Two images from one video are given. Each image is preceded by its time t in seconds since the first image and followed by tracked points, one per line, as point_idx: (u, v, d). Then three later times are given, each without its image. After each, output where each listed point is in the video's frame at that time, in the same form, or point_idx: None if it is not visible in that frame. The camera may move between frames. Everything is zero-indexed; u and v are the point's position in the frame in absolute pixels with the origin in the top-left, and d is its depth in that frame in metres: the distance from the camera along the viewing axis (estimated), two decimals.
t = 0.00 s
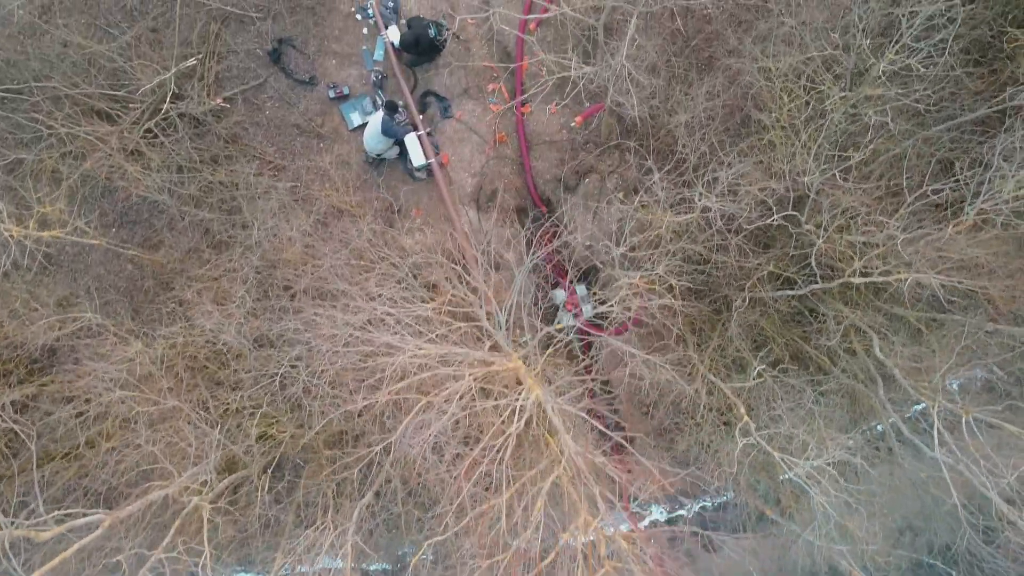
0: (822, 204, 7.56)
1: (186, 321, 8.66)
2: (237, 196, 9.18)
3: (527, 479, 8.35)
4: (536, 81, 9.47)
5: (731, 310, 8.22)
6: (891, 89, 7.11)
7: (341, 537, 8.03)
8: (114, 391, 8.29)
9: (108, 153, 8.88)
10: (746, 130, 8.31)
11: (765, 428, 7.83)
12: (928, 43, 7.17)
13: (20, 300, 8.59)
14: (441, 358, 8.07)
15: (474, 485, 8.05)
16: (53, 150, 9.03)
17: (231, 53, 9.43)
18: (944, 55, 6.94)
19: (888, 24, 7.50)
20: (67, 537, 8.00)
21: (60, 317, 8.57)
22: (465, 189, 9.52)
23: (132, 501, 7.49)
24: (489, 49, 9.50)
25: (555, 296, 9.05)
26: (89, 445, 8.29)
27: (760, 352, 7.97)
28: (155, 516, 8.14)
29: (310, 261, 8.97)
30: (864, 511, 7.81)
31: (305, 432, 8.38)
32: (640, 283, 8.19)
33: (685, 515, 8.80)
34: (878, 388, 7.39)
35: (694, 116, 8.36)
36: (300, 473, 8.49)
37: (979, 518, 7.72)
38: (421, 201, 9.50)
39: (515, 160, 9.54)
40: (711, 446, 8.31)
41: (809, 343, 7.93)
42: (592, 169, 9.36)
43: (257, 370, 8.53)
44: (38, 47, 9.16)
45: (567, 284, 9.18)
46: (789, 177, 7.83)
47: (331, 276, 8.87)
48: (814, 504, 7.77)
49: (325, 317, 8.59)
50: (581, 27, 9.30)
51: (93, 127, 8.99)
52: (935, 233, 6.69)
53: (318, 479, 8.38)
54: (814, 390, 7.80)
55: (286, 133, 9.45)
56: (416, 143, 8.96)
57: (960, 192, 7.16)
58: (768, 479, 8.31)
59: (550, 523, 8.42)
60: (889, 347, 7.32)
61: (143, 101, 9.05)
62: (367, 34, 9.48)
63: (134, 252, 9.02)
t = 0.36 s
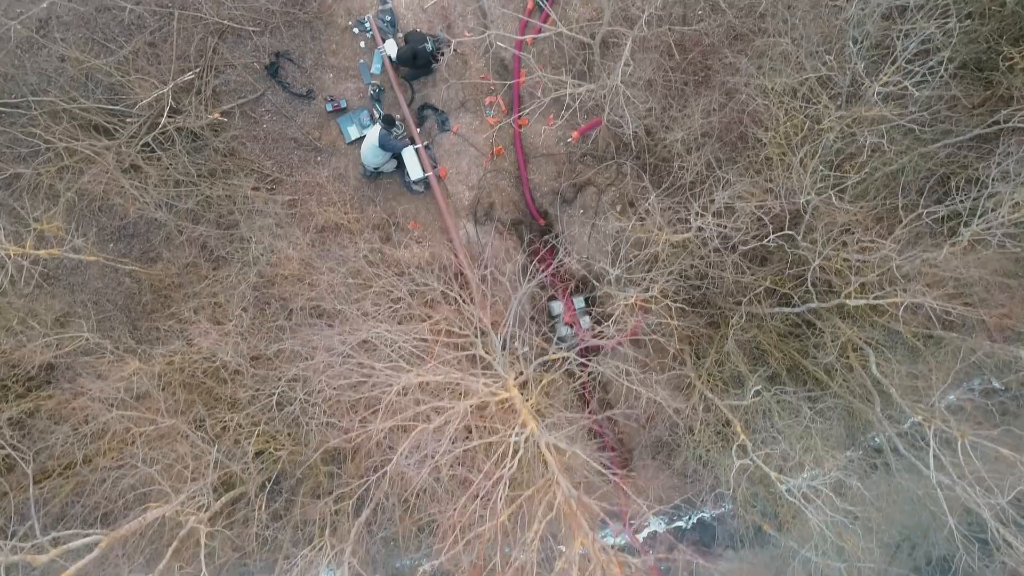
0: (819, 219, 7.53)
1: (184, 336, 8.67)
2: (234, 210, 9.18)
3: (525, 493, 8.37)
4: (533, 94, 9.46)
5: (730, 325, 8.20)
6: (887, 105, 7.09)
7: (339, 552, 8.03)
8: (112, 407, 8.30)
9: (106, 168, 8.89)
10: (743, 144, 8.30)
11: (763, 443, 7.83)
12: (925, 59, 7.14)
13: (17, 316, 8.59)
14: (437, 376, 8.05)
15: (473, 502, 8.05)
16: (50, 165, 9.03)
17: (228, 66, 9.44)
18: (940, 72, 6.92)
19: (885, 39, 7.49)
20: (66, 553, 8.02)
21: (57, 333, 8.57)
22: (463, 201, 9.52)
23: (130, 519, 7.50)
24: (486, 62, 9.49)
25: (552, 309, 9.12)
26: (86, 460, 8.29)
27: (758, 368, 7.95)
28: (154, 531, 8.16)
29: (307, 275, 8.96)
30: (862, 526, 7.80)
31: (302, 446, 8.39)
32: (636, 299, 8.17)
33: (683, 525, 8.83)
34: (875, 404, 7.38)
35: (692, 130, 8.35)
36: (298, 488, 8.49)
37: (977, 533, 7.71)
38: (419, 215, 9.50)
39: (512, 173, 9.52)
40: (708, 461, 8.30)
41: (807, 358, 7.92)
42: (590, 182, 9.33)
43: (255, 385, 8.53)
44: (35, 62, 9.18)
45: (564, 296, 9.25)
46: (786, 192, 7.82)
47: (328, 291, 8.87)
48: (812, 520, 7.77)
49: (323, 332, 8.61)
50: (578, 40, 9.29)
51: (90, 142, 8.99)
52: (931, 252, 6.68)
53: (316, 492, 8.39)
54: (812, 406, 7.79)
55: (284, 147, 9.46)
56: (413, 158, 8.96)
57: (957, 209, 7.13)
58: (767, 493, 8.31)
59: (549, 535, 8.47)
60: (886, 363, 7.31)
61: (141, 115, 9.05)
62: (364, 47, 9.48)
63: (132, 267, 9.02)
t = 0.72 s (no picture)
0: (816, 235, 7.53)
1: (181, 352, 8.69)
2: (232, 224, 9.20)
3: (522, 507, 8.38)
4: (530, 107, 9.45)
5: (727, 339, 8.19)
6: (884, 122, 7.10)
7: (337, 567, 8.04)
8: (109, 423, 8.31)
9: (104, 182, 8.92)
10: (741, 158, 8.29)
11: (760, 458, 7.87)
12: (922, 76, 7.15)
13: (12, 332, 8.58)
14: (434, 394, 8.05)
15: (470, 519, 8.05)
16: (48, 179, 9.04)
17: (225, 80, 9.44)
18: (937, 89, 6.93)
19: (882, 54, 7.49)
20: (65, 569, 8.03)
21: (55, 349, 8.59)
22: (460, 214, 9.50)
23: (128, 538, 7.49)
24: (484, 75, 9.48)
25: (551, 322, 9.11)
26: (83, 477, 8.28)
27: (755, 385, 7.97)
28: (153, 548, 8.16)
29: (305, 289, 8.98)
30: (860, 541, 7.80)
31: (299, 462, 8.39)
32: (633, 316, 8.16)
33: (683, 537, 8.78)
34: (871, 420, 7.39)
35: (689, 144, 8.34)
36: (296, 502, 8.49)
37: (976, 548, 7.70)
38: (417, 228, 9.49)
39: (510, 186, 9.52)
40: (706, 475, 8.28)
41: (805, 373, 7.90)
42: (587, 196, 9.32)
43: (253, 400, 8.54)
44: (33, 76, 9.18)
45: (562, 308, 9.22)
46: (783, 207, 7.82)
47: (325, 306, 8.89)
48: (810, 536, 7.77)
49: (321, 347, 8.69)
50: (575, 52, 9.29)
51: (88, 156, 8.99)
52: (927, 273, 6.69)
53: (314, 507, 8.41)
54: (809, 421, 7.80)
55: (281, 160, 9.46)
56: (410, 173, 8.96)
57: (953, 225, 7.15)
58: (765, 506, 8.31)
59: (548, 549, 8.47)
60: (884, 379, 7.31)
61: (138, 129, 9.06)
62: (362, 60, 9.47)
63: (130, 281, 9.04)
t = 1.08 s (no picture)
0: (813, 250, 7.50)
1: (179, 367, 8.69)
2: (230, 237, 9.20)
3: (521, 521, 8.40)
4: (527, 118, 9.43)
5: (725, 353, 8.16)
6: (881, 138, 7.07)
7: None
8: (106, 439, 8.29)
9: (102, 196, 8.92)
10: (739, 171, 8.28)
11: (758, 472, 7.86)
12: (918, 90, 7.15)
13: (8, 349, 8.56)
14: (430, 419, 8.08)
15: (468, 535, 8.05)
16: (45, 192, 9.04)
17: (223, 93, 9.43)
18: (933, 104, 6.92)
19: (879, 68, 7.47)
20: None
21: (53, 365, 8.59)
22: (458, 227, 9.48)
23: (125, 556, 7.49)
24: (481, 87, 9.46)
25: (549, 331, 9.18)
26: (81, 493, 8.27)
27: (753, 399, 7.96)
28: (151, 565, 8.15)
29: (302, 304, 8.95)
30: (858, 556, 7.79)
31: (297, 477, 8.38)
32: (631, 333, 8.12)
33: (681, 547, 8.84)
34: (870, 435, 7.38)
35: (686, 158, 8.33)
36: (294, 517, 8.49)
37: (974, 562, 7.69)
38: (414, 240, 9.47)
39: (507, 198, 9.51)
40: (704, 489, 8.27)
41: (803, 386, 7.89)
42: (584, 208, 9.31)
43: (250, 414, 8.52)
44: (30, 89, 9.16)
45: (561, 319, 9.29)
46: (780, 221, 7.82)
47: (323, 320, 8.85)
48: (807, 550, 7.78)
49: (319, 360, 8.73)
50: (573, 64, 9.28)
51: (85, 170, 8.98)
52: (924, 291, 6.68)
53: (312, 522, 8.40)
54: (807, 436, 7.78)
55: (279, 173, 9.46)
56: (407, 187, 8.95)
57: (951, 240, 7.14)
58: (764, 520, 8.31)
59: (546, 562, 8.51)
60: (882, 394, 7.30)
61: (135, 143, 9.05)
62: (359, 73, 9.46)
63: (127, 294, 9.04)
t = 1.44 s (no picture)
0: (812, 265, 7.50)
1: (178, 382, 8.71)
2: (228, 250, 9.21)
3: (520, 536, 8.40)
4: (525, 130, 9.43)
5: (724, 367, 8.12)
6: (880, 152, 7.05)
7: None
8: (104, 454, 8.29)
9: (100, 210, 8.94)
10: (737, 184, 8.28)
11: (755, 486, 7.86)
12: (915, 104, 7.14)
13: (7, 365, 8.56)
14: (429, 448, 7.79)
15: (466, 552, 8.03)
16: (44, 206, 9.04)
17: (220, 106, 9.43)
18: (932, 119, 6.90)
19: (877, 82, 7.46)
20: None
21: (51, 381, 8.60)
22: (456, 238, 9.45)
23: None
24: (479, 98, 9.45)
25: (547, 342, 9.23)
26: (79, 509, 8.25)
27: (751, 414, 7.96)
28: None
29: (301, 319, 8.95)
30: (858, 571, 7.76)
31: (294, 494, 8.33)
32: (630, 350, 8.08)
33: (681, 558, 8.89)
34: (869, 450, 7.36)
35: (684, 173, 8.33)
36: (292, 533, 8.45)
37: None
38: (413, 252, 9.45)
39: (506, 210, 9.50)
40: (703, 503, 8.22)
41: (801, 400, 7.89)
42: (582, 220, 9.32)
43: (248, 430, 8.51)
44: (28, 102, 9.15)
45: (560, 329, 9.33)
46: (778, 234, 7.81)
47: (320, 333, 8.81)
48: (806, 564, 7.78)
49: (318, 375, 8.76)
50: (570, 77, 9.31)
51: (83, 183, 8.98)
52: (921, 308, 6.68)
53: (309, 539, 8.34)
54: (805, 449, 7.78)
55: (277, 185, 9.45)
56: (405, 200, 8.93)
57: (949, 254, 7.12)
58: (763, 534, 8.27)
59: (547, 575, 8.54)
60: (881, 409, 7.27)
61: (133, 156, 9.05)
62: (357, 86, 9.46)
63: (126, 308, 9.04)
